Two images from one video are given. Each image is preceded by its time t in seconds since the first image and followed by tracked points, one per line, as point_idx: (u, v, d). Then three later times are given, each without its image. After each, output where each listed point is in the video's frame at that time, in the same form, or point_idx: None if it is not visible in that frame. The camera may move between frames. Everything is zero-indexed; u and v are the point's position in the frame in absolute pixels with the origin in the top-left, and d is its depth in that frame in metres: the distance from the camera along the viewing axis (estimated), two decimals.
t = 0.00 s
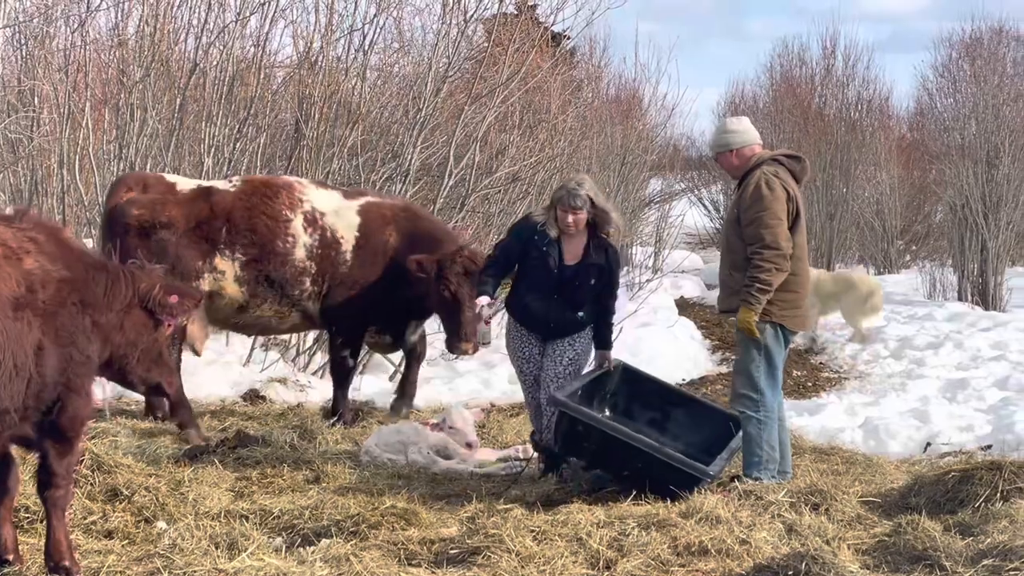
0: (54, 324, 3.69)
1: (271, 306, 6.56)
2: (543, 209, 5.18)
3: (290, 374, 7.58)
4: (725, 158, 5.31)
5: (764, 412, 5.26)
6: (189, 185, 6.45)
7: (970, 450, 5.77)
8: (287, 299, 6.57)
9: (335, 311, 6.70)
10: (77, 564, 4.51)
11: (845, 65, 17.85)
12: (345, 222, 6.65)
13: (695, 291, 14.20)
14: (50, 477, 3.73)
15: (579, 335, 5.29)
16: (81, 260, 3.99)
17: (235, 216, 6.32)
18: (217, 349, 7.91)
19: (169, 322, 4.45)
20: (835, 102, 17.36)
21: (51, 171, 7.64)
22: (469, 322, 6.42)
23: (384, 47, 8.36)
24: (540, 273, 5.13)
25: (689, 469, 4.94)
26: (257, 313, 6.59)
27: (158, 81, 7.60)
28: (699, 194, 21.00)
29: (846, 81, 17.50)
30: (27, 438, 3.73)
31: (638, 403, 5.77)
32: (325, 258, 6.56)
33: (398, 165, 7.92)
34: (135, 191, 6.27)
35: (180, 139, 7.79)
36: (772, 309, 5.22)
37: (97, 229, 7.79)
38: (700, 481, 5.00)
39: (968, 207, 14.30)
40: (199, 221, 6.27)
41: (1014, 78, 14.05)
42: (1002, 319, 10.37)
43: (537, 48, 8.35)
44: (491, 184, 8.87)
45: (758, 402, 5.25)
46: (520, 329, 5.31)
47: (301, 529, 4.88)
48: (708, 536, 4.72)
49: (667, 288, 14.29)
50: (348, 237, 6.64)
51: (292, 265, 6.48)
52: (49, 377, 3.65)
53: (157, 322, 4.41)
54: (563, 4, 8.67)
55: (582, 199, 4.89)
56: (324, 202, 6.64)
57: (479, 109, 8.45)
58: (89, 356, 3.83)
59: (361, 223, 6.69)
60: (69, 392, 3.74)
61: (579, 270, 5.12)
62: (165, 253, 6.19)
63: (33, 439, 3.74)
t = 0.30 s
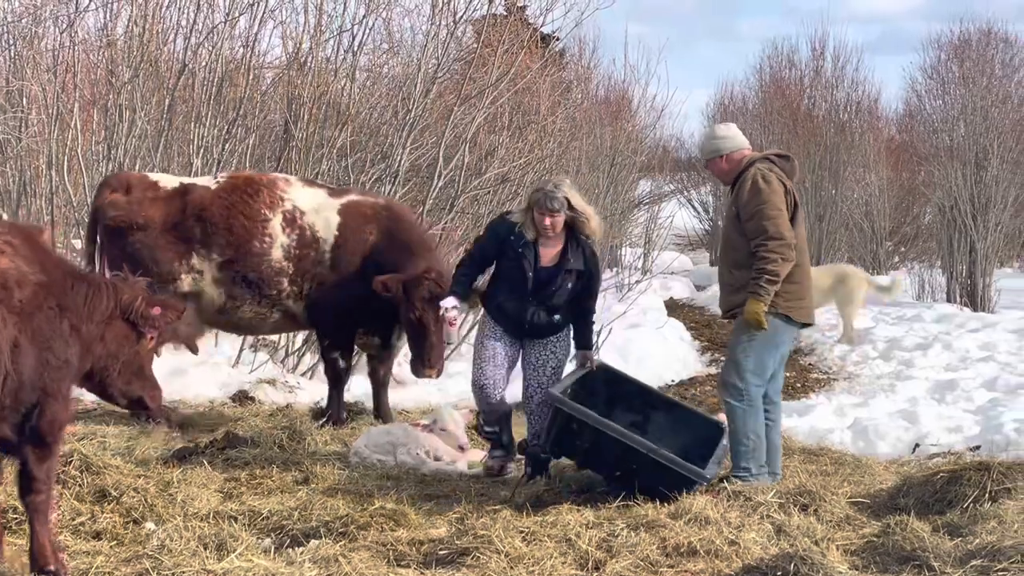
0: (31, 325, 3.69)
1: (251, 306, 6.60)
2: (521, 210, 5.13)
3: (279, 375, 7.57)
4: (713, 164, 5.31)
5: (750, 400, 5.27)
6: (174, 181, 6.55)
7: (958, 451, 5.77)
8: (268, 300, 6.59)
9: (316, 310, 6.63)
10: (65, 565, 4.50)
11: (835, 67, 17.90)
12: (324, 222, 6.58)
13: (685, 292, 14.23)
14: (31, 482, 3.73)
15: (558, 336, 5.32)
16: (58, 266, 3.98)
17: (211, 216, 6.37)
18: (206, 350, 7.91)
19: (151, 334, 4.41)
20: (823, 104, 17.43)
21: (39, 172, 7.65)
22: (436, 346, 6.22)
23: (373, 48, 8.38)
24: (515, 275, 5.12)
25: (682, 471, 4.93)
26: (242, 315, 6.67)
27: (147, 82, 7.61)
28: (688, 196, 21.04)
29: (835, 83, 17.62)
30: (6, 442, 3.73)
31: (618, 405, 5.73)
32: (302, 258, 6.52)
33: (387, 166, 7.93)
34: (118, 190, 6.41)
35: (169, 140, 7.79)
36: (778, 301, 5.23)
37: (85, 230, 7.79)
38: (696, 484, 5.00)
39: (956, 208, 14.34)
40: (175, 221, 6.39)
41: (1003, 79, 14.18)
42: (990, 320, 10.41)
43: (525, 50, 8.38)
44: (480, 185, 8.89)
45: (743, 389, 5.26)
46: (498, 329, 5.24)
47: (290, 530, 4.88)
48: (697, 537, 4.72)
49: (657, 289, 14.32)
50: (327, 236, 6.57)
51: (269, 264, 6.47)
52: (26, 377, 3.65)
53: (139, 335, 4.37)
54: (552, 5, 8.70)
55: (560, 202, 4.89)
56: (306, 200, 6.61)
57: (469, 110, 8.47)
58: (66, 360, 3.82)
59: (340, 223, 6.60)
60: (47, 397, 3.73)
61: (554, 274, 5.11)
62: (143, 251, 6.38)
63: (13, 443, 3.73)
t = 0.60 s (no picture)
0: None
1: (229, 311, 6.60)
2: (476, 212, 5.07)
3: (265, 377, 7.56)
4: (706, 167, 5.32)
5: (760, 392, 5.30)
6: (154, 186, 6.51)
7: (943, 452, 5.78)
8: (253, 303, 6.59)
9: (302, 313, 6.65)
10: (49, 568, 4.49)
11: (821, 67, 17.91)
12: (305, 225, 6.57)
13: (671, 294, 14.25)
14: (4, 488, 3.72)
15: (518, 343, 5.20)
16: (20, 275, 3.99)
17: (186, 221, 6.29)
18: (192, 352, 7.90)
19: (114, 352, 4.35)
20: (808, 104, 17.43)
21: (24, 173, 7.65)
22: (414, 375, 6.34)
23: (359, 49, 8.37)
24: (473, 279, 5.02)
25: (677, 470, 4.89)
26: (224, 319, 6.68)
27: (132, 84, 7.59)
28: (674, 197, 21.06)
29: (820, 83, 17.58)
30: None
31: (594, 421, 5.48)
32: (281, 261, 6.51)
33: (373, 167, 7.93)
34: (98, 194, 6.36)
35: (154, 142, 7.78)
36: (773, 299, 5.27)
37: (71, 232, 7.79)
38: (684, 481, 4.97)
39: (942, 209, 14.32)
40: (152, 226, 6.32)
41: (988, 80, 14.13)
42: (976, 321, 10.44)
43: (510, 51, 8.38)
44: (466, 187, 8.89)
45: (749, 386, 5.26)
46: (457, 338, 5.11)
47: (275, 532, 4.86)
48: (683, 538, 4.72)
49: (643, 290, 14.33)
50: (308, 237, 6.57)
51: (249, 269, 6.44)
52: None
53: (102, 351, 4.31)
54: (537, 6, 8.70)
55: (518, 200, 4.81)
56: (287, 203, 6.58)
57: (454, 111, 8.47)
58: (27, 367, 3.82)
59: (324, 227, 6.60)
60: (7, 404, 3.71)
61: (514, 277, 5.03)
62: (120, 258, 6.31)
63: None
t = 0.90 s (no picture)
0: None
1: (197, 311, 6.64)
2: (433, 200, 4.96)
3: (247, 379, 7.54)
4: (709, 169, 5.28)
5: (778, 397, 5.28)
6: (135, 186, 6.54)
7: (926, 451, 5.81)
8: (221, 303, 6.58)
9: (278, 313, 6.62)
10: (31, 572, 4.47)
11: (803, 68, 17.97)
12: (278, 223, 6.53)
13: (654, 295, 14.28)
14: None
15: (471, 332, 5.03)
16: None
17: (161, 220, 6.32)
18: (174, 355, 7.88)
19: (44, 364, 4.35)
20: (791, 105, 17.49)
21: (5, 176, 7.63)
22: (400, 390, 6.42)
23: (342, 50, 8.36)
24: (430, 270, 4.95)
25: (631, 459, 4.97)
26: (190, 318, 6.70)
27: (114, 85, 7.58)
28: (656, 198, 21.09)
29: (803, 84, 17.64)
30: None
31: (548, 444, 5.71)
32: (253, 258, 6.48)
33: (355, 169, 7.93)
34: (81, 197, 6.40)
35: (136, 144, 7.76)
36: (770, 313, 5.20)
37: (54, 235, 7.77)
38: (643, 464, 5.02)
39: (923, 209, 14.16)
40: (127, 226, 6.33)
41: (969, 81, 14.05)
42: (957, 321, 10.48)
43: (492, 52, 8.39)
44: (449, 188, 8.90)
45: (765, 387, 5.25)
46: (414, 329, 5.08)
47: (259, 535, 4.84)
48: (667, 539, 4.72)
49: (627, 291, 14.36)
50: (281, 234, 6.51)
51: (217, 266, 6.43)
52: None
53: (31, 365, 4.30)
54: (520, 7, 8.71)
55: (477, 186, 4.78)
56: (260, 202, 6.54)
57: (437, 112, 8.48)
58: None
59: (298, 225, 6.54)
60: None
61: (470, 264, 4.94)
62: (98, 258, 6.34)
63: None
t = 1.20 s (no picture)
0: None
1: (164, 319, 6.61)
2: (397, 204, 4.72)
3: (228, 383, 7.53)
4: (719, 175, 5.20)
5: (777, 403, 5.22)
6: (112, 189, 6.57)
7: (907, 449, 5.87)
8: (190, 310, 6.55)
9: (246, 318, 6.50)
10: None
11: (783, 67, 18.01)
12: (244, 226, 6.47)
13: (635, 294, 14.29)
14: None
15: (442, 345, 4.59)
16: None
17: (130, 227, 6.37)
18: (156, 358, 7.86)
19: None
20: (772, 104, 17.53)
21: None
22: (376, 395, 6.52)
23: (321, 51, 8.34)
24: (396, 277, 4.55)
25: (623, 459, 4.98)
26: (158, 328, 6.69)
27: (93, 87, 7.54)
28: (639, 197, 21.09)
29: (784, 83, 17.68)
30: None
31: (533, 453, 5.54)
32: (219, 264, 6.44)
33: (336, 171, 7.93)
34: (62, 200, 6.53)
35: (115, 147, 7.74)
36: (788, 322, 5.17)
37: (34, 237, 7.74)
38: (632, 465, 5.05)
39: (903, 207, 13.76)
40: (97, 233, 6.38)
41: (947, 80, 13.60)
42: (937, 319, 10.52)
43: (474, 53, 8.38)
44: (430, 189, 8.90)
45: (767, 392, 5.19)
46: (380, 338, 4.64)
47: (240, 538, 4.83)
48: (648, 539, 4.72)
49: (608, 290, 14.36)
50: (248, 237, 6.46)
51: (183, 272, 6.42)
52: None
53: None
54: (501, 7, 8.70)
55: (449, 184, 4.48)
56: (227, 205, 6.50)
57: (418, 114, 8.48)
58: None
59: (265, 228, 6.47)
60: None
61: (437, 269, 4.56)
62: (71, 263, 6.42)
63: None
